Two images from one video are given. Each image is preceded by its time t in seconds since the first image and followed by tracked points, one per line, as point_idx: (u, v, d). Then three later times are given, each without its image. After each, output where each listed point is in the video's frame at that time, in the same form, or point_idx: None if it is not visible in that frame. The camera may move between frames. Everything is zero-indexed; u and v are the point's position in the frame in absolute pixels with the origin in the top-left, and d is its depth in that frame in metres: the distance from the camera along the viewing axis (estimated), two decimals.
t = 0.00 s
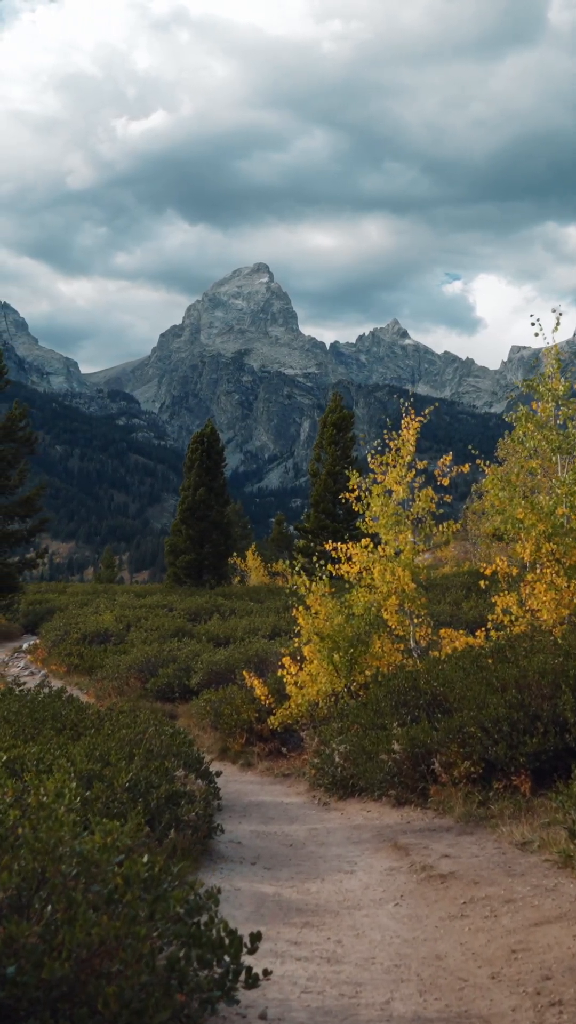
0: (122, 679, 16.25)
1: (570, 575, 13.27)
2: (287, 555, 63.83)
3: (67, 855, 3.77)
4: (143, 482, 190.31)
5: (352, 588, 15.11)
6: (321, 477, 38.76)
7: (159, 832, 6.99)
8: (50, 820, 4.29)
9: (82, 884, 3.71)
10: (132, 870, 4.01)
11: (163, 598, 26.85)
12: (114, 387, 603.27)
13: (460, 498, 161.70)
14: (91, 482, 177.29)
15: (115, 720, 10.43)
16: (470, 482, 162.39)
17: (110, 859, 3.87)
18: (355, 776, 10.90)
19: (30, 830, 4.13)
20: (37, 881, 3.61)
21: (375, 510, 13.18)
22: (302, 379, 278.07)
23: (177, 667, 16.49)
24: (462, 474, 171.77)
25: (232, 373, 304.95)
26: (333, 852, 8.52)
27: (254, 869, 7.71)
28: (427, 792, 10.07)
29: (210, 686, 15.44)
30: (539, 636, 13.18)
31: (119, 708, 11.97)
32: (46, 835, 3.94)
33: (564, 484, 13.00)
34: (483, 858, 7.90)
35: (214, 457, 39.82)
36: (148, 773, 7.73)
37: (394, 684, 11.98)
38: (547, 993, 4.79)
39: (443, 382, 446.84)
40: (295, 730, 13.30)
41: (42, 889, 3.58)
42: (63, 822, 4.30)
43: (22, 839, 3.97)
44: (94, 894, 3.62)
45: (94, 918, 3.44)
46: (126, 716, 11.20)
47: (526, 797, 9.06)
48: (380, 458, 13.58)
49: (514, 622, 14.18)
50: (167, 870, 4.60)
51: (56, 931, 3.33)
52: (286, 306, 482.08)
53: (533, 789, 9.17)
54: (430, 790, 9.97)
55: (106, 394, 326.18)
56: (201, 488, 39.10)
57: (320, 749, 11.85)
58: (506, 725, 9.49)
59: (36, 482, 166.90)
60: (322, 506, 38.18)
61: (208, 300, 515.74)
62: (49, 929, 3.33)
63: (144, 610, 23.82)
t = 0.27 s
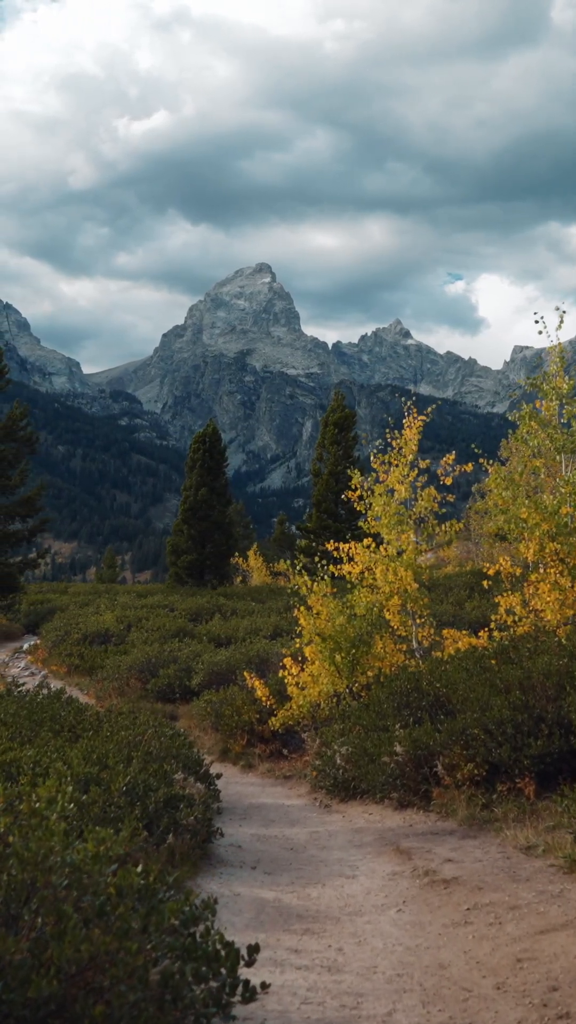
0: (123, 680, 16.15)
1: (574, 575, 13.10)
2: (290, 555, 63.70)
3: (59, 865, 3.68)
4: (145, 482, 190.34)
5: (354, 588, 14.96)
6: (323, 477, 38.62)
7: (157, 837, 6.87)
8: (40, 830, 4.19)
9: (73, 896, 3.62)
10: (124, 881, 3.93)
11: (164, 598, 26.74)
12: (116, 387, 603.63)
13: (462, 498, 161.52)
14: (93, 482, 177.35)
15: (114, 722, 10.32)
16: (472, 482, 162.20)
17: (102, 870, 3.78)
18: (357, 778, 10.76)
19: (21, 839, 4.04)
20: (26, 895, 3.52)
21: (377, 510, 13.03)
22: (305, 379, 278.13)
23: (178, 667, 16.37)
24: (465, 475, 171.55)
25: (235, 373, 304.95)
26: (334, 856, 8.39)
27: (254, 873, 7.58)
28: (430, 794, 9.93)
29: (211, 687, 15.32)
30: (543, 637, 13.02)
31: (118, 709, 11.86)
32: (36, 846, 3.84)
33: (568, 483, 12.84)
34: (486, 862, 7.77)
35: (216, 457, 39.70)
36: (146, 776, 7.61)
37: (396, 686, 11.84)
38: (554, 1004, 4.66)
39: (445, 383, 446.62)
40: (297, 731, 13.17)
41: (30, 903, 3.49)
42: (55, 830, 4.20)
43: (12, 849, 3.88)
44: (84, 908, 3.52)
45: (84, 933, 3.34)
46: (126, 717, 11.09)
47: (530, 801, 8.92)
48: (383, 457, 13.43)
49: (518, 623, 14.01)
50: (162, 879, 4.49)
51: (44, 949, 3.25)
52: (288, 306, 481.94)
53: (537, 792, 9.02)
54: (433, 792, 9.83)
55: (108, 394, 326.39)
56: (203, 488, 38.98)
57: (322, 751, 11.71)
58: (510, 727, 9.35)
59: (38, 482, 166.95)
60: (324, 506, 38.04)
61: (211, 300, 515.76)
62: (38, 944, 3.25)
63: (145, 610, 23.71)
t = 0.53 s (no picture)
0: (122, 681, 16.02)
1: None
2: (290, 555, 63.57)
3: (48, 873, 3.56)
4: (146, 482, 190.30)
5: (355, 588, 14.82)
6: (323, 476, 38.48)
7: (153, 841, 6.74)
8: (30, 836, 4.07)
9: (62, 906, 3.49)
10: (117, 890, 3.81)
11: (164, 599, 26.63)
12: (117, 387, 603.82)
13: (463, 499, 161.34)
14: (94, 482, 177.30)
15: (111, 723, 10.19)
16: (474, 482, 162.05)
17: (94, 879, 3.65)
18: (358, 780, 10.61)
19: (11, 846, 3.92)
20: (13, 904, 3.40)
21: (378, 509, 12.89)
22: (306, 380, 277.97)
23: (177, 668, 16.24)
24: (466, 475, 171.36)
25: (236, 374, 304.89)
26: (335, 860, 8.25)
27: (253, 878, 7.45)
28: (432, 797, 9.79)
29: (211, 688, 15.18)
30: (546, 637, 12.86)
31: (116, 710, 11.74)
32: (25, 853, 3.72)
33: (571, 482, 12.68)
34: (490, 867, 7.62)
35: (216, 457, 39.58)
36: (143, 778, 7.48)
37: (397, 686, 11.69)
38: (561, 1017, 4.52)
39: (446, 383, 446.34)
40: (297, 733, 13.03)
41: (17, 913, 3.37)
42: (46, 836, 4.07)
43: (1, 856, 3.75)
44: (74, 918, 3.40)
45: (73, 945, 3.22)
46: (124, 718, 10.97)
47: (534, 804, 8.78)
48: (384, 456, 13.27)
49: (520, 623, 13.86)
50: (156, 886, 4.36)
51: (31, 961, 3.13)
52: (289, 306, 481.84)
53: (541, 795, 8.88)
54: (435, 795, 9.69)
55: (109, 395, 326.31)
56: (204, 488, 38.84)
57: (322, 752, 11.57)
58: (513, 729, 9.20)
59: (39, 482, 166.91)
60: (325, 506, 37.92)
61: (212, 300, 515.79)
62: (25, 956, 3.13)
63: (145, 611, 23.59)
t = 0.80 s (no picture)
0: (121, 681, 15.88)
1: None
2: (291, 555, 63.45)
3: (36, 882, 3.42)
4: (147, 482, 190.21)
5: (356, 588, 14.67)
6: (324, 476, 38.35)
7: (150, 845, 6.58)
8: (19, 843, 3.91)
9: (50, 917, 3.35)
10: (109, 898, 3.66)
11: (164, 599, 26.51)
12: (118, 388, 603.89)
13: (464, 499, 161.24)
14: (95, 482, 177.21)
15: (109, 725, 10.05)
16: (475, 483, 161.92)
17: (84, 888, 3.50)
18: (358, 783, 10.46)
19: None
20: None
21: (379, 508, 12.74)
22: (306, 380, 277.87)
23: (176, 668, 16.09)
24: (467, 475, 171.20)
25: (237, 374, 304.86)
26: (335, 864, 8.10)
27: (251, 883, 7.30)
28: (434, 799, 9.63)
29: (210, 688, 15.04)
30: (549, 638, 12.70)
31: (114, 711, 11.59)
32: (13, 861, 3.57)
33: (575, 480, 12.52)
34: (493, 872, 7.46)
35: (216, 457, 39.44)
36: (140, 781, 7.33)
37: (399, 687, 11.54)
38: None
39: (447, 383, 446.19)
40: (297, 734, 12.88)
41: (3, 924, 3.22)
42: (35, 843, 3.92)
43: None
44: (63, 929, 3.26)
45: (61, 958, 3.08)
46: (122, 719, 10.82)
47: (537, 807, 8.62)
48: (385, 454, 13.11)
49: (523, 623, 13.69)
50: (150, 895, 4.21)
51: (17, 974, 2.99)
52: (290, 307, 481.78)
53: (545, 798, 8.72)
54: (437, 797, 9.53)
55: (110, 395, 326.26)
56: (204, 488, 38.71)
57: (323, 754, 11.41)
58: (516, 731, 9.04)
59: (40, 483, 166.79)
60: (325, 506, 37.80)
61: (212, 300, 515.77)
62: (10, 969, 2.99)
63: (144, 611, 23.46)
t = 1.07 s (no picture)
0: (119, 681, 15.74)
1: None
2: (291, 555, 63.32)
3: (24, 894, 3.28)
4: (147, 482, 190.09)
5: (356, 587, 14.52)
6: (324, 475, 38.22)
7: (147, 849, 6.44)
8: (8, 852, 3.77)
9: (38, 930, 3.20)
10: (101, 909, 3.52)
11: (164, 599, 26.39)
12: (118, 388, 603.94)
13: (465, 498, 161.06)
14: (96, 482, 177.11)
15: (106, 726, 9.90)
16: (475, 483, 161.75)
17: (74, 900, 3.36)
18: (359, 785, 10.31)
19: None
20: None
21: (380, 506, 12.59)
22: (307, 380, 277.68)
23: (175, 669, 15.95)
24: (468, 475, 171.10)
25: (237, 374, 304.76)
26: (335, 868, 7.95)
27: (250, 888, 7.15)
28: (435, 802, 9.49)
29: (209, 689, 14.90)
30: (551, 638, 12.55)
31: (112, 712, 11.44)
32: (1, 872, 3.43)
33: None
34: (496, 876, 7.32)
35: (216, 456, 39.30)
36: (137, 783, 7.17)
37: (400, 688, 11.39)
38: None
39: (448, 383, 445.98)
40: (297, 735, 12.73)
41: None
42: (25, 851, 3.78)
43: None
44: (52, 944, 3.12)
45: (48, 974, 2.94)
46: (119, 720, 10.66)
47: (541, 810, 8.47)
48: (386, 452, 12.96)
49: (525, 623, 13.54)
50: (144, 904, 4.07)
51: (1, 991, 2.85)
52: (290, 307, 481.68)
53: (548, 801, 8.57)
54: (438, 800, 9.38)
55: (110, 395, 326.39)
56: (204, 487, 38.56)
57: (322, 755, 11.27)
58: (520, 733, 8.89)
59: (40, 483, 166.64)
60: (325, 505, 37.67)
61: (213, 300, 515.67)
62: None
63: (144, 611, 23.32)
